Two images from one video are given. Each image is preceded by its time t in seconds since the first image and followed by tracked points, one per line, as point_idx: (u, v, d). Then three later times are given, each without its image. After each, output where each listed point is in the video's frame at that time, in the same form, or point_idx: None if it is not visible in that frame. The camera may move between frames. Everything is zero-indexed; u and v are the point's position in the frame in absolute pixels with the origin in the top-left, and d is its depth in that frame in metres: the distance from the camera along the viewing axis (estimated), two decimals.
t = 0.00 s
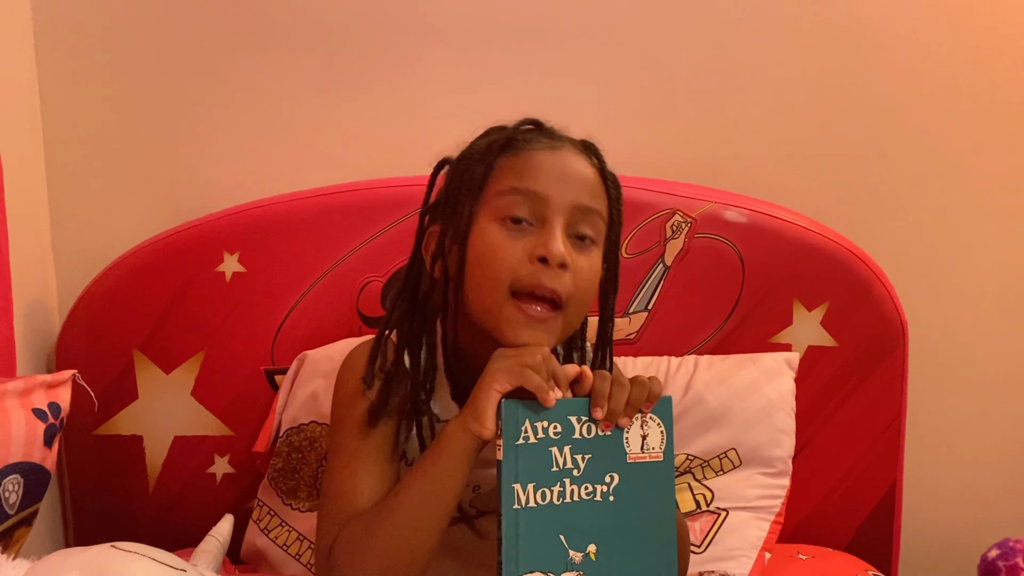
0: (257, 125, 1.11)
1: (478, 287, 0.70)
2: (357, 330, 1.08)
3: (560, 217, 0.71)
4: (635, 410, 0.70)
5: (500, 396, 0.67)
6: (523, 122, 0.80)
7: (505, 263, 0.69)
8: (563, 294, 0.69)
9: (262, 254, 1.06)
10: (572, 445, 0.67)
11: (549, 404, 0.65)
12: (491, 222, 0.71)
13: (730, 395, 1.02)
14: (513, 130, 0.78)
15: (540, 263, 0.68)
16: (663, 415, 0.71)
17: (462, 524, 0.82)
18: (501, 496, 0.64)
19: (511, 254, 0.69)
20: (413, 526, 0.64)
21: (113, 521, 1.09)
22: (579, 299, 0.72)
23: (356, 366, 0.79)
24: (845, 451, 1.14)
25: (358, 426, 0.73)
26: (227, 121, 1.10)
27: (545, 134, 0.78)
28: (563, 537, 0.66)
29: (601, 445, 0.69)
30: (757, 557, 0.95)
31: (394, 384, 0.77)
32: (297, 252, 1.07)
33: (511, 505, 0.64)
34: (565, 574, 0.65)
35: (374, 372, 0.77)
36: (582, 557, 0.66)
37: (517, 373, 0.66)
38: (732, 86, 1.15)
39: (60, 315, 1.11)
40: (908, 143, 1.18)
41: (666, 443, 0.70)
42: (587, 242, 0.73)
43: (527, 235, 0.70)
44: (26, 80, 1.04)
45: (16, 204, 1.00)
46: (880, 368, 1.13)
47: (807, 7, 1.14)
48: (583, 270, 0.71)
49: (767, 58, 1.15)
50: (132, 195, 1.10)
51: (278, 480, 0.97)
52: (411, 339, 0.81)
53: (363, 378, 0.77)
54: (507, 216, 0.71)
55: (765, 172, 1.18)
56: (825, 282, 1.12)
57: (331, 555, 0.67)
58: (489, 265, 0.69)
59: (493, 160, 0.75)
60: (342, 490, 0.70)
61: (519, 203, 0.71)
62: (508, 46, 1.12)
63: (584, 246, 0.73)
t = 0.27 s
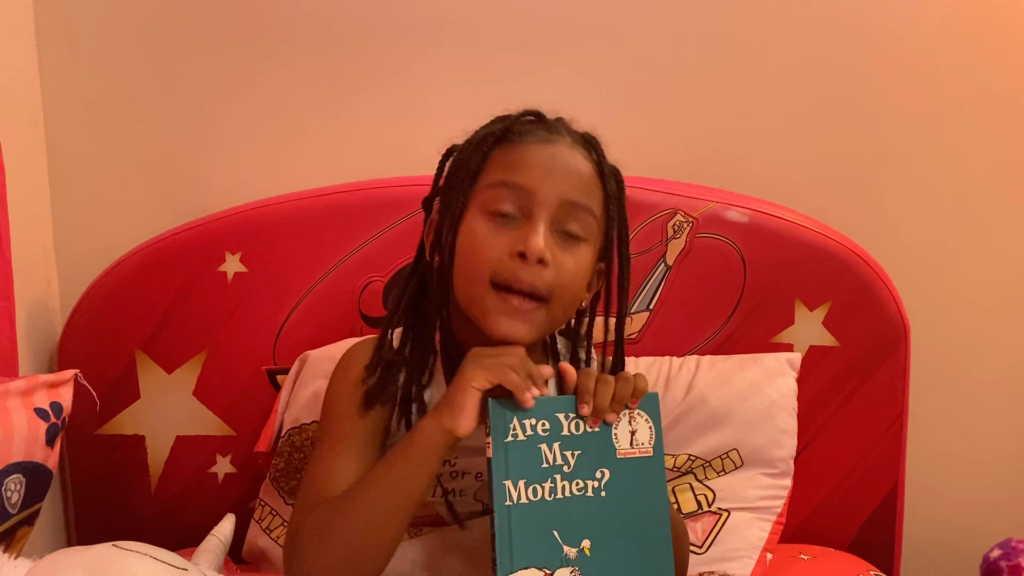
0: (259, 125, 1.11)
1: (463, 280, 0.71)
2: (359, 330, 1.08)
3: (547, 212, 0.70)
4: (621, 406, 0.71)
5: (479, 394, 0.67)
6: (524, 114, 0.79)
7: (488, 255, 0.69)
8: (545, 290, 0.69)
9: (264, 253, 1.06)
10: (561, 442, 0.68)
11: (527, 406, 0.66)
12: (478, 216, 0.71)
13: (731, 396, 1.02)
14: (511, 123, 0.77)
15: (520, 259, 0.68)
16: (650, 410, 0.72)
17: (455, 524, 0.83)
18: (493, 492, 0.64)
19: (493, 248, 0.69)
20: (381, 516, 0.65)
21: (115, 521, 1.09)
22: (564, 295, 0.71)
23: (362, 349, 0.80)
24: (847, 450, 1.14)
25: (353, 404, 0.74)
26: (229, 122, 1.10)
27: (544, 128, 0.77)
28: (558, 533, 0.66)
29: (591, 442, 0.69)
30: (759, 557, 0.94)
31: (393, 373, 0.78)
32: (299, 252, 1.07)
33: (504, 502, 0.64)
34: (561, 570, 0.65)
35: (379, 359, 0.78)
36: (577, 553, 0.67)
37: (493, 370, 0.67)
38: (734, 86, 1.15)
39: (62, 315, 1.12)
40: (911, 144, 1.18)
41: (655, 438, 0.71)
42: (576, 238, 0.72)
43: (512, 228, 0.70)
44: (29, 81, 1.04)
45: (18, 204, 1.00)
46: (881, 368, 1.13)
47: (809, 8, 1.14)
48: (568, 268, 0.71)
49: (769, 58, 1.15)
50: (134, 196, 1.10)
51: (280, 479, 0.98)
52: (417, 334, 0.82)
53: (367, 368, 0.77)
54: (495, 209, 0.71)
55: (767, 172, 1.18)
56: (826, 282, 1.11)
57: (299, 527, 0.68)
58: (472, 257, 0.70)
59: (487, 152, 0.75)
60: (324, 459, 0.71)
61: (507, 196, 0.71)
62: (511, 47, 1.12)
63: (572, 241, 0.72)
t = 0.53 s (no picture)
0: (263, 127, 1.11)
1: (463, 262, 0.71)
2: (363, 331, 1.08)
3: (542, 191, 0.72)
4: (636, 410, 0.71)
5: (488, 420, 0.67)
6: (509, 120, 0.82)
7: (487, 234, 0.69)
8: (549, 263, 0.70)
9: (268, 255, 1.06)
10: (573, 446, 0.68)
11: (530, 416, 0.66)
12: (474, 202, 0.72)
13: (734, 397, 1.02)
14: (497, 126, 0.80)
15: (522, 231, 0.69)
16: (666, 413, 0.71)
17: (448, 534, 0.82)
18: (501, 497, 0.66)
19: (492, 226, 0.70)
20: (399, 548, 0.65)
21: (119, 521, 1.10)
22: (568, 272, 0.71)
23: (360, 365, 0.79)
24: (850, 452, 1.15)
25: (354, 425, 0.74)
26: (232, 124, 1.11)
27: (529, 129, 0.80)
28: (566, 537, 0.67)
29: (604, 445, 0.69)
30: (762, 558, 0.95)
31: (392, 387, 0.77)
32: (303, 253, 1.07)
33: (512, 507, 0.66)
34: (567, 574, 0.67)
35: (376, 372, 0.77)
36: (584, 557, 0.67)
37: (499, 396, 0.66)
38: (736, 88, 1.15)
39: (66, 316, 1.12)
40: (913, 145, 1.18)
41: (669, 443, 0.70)
42: (573, 220, 0.73)
43: (510, 209, 0.71)
44: (33, 82, 1.04)
45: (23, 205, 1.00)
46: (884, 370, 1.13)
47: (811, 9, 1.14)
48: (570, 243, 0.71)
49: (772, 60, 1.15)
50: (138, 198, 1.11)
51: (284, 480, 0.98)
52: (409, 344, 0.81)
53: (362, 389, 0.76)
54: (491, 194, 0.72)
55: (769, 174, 1.18)
56: (829, 284, 1.12)
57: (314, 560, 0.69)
58: (472, 238, 0.70)
59: (478, 149, 0.77)
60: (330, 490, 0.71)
61: (501, 180, 0.72)
62: (513, 49, 1.12)
63: (570, 222, 0.73)
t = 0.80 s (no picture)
0: (264, 127, 1.11)
1: (455, 282, 0.70)
2: (364, 331, 1.08)
3: (540, 215, 0.70)
4: (629, 409, 0.71)
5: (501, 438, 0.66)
6: (516, 120, 0.78)
7: (480, 258, 0.69)
8: (540, 292, 0.70)
9: (269, 255, 1.06)
10: (567, 446, 0.68)
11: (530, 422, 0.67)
12: (471, 220, 0.71)
13: (735, 397, 1.02)
14: (503, 128, 0.77)
15: (516, 261, 0.68)
16: (659, 413, 0.72)
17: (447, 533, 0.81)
18: (498, 498, 0.66)
19: (487, 251, 0.69)
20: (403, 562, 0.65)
21: (121, 521, 1.10)
22: (559, 298, 0.71)
23: (353, 373, 0.80)
24: (852, 452, 1.14)
25: (349, 435, 0.74)
26: (234, 124, 1.11)
27: (535, 135, 0.77)
28: (562, 537, 0.67)
29: (598, 446, 0.70)
30: (763, 558, 0.95)
31: (386, 392, 0.78)
32: (304, 254, 1.07)
33: (509, 508, 0.66)
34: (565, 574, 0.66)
35: (369, 380, 0.78)
36: (582, 557, 0.67)
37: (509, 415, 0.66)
38: (738, 88, 1.15)
39: (68, 316, 1.12)
40: (915, 144, 1.18)
41: (663, 440, 0.71)
42: (569, 243, 0.73)
43: (506, 232, 0.70)
44: (36, 84, 1.05)
45: (25, 205, 1.01)
46: (884, 370, 1.13)
47: (813, 8, 1.14)
48: (564, 270, 0.71)
49: (773, 59, 1.15)
50: (140, 198, 1.11)
51: (285, 480, 0.98)
52: (405, 347, 0.81)
53: (355, 394, 0.76)
54: (488, 213, 0.71)
55: (771, 173, 1.18)
56: (830, 283, 1.12)
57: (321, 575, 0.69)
58: (465, 259, 0.70)
59: (479, 157, 0.75)
60: (332, 505, 0.71)
61: (500, 200, 0.71)
62: (515, 49, 1.12)
63: (565, 247, 0.72)
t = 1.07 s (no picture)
0: (266, 129, 1.12)
1: (452, 302, 0.71)
2: (366, 332, 1.09)
3: (540, 241, 0.70)
4: (626, 411, 0.72)
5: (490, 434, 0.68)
6: (529, 132, 0.77)
7: (478, 281, 0.69)
8: (535, 321, 0.70)
9: (271, 257, 1.07)
10: (565, 449, 0.69)
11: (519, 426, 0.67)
12: (472, 239, 0.72)
13: (735, 397, 1.02)
14: (514, 141, 0.76)
15: (512, 291, 0.68)
16: (655, 415, 0.72)
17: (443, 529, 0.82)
18: (497, 500, 0.66)
19: (484, 276, 0.69)
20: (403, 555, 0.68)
21: (124, 521, 1.10)
22: (555, 325, 0.72)
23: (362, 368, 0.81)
24: (852, 452, 1.15)
25: (354, 428, 0.75)
26: (236, 126, 1.11)
27: (546, 147, 0.76)
28: (561, 539, 0.67)
29: (596, 447, 0.70)
30: (763, 558, 0.95)
31: (392, 389, 0.78)
32: (306, 256, 1.07)
33: (508, 510, 0.66)
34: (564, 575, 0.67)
35: (376, 377, 0.78)
36: (580, 559, 0.68)
37: (497, 406, 0.68)
38: (738, 89, 1.15)
39: (71, 317, 1.13)
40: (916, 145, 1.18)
41: (659, 443, 0.71)
42: (569, 268, 0.73)
43: (505, 256, 0.70)
44: (38, 86, 1.05)
45: (28, 207, 1.01)
46: (885, 371, 1.13)
47: (814, 10, 1.14)
48: (561, 298, 0.71)
49: (774, 61, 1.15)
50: (142, 200, 1.11)
51: (287, 481, 0.98)
52: (416, 352, 0.81)
53: (361, 393, 0.77)
54: (489, 233, 0.71)
55: (771, 174, 1.18)
56: (830, 285, 1.12)
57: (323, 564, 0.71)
58: (464, 281, 0.70)
59: (487, 169, 0.74)
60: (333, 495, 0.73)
61: (502, 221, 0.71)
62: (516, 50, 1.13)
63: (564, 272, 0.72)
